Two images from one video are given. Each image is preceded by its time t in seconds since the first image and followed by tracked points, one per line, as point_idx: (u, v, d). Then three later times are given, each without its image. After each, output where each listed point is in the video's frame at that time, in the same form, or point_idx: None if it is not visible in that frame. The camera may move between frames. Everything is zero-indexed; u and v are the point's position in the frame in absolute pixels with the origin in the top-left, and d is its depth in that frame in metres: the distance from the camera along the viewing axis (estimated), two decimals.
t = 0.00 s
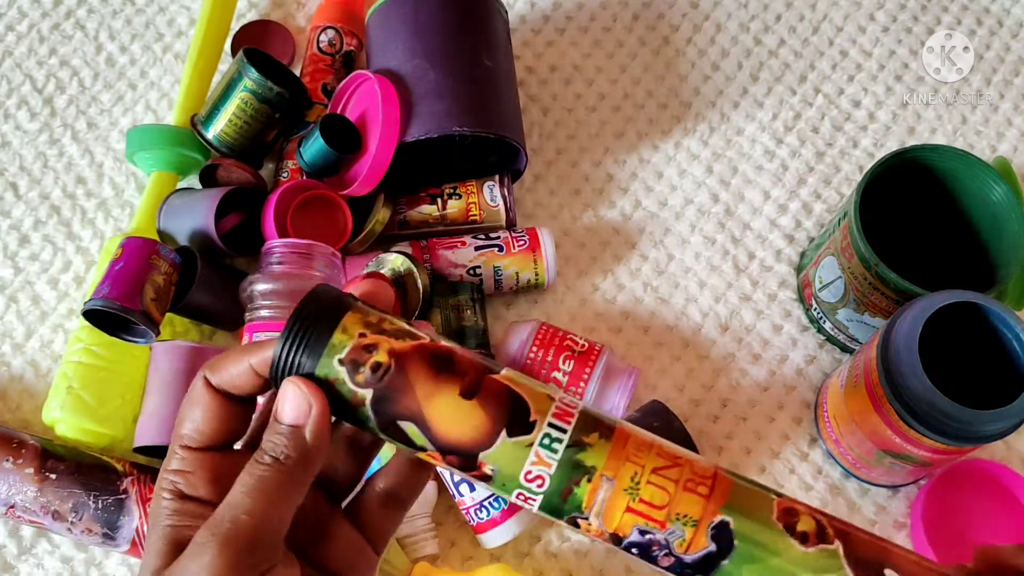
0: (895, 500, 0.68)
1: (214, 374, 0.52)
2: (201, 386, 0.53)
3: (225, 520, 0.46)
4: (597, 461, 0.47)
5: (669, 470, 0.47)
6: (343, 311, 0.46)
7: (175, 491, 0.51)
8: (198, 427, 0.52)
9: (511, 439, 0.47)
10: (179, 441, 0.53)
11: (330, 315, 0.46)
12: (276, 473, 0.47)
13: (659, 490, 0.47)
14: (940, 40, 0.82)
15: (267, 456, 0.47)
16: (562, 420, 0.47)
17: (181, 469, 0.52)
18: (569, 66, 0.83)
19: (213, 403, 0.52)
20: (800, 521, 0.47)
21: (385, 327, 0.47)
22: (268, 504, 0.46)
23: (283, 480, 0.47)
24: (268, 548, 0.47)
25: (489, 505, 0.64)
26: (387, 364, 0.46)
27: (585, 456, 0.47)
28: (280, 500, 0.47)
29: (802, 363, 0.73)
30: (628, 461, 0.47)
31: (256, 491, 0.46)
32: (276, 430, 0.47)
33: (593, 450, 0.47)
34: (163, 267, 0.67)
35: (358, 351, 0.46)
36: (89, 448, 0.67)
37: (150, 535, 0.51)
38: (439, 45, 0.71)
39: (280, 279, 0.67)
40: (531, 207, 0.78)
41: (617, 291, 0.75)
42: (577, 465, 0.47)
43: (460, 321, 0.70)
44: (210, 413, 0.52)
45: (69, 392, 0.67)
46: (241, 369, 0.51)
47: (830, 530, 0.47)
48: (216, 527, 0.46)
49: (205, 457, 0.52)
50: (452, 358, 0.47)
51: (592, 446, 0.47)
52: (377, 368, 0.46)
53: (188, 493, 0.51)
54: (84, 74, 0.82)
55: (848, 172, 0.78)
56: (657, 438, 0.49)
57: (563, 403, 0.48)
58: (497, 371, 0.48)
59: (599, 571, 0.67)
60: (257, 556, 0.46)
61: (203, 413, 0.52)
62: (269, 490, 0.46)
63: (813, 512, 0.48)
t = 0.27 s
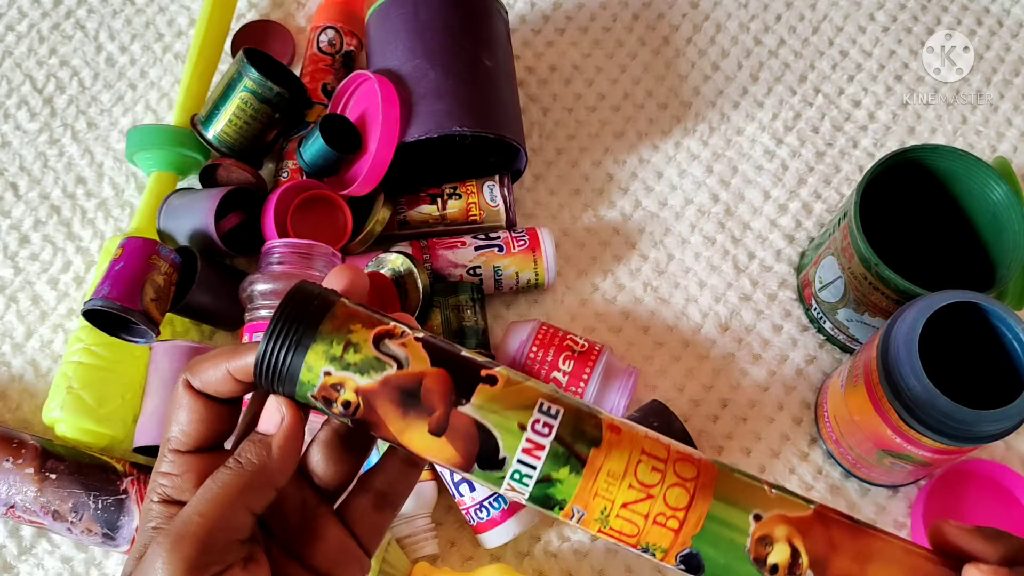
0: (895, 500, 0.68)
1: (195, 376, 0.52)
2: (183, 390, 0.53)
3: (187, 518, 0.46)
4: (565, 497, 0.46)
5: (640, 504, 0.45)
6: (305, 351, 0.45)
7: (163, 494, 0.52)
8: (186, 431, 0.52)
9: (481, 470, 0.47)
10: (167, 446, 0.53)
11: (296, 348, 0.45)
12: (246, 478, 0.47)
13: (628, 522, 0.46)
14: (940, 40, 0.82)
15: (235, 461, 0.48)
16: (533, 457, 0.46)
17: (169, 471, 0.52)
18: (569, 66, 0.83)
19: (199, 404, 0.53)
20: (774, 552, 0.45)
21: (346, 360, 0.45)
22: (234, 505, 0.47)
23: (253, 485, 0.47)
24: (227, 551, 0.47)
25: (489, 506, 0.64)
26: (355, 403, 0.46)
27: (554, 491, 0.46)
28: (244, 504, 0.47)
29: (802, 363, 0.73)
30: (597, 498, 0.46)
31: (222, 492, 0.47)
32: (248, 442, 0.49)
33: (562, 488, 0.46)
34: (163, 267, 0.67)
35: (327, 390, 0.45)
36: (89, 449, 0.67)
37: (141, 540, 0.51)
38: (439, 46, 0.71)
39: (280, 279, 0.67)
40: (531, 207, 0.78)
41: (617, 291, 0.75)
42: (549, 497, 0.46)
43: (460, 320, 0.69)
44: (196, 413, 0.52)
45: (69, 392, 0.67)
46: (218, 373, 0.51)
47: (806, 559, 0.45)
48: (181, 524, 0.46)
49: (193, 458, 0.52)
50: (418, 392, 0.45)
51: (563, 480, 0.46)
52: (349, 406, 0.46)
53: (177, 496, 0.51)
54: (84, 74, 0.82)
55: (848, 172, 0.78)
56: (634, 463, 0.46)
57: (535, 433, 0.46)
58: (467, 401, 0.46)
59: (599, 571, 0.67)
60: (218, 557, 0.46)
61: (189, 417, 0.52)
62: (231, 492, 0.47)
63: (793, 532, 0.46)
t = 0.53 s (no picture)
0: (896, 500, 0.68)
1: (199, 371, 0.53)
2: (185, 385, 0.53)
3: (194, 511, 0.46)
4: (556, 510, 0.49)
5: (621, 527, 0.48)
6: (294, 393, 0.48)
7: (158, 487, 0.51)
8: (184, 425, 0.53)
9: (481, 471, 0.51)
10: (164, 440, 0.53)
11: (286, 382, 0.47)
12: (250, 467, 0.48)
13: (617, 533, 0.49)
14: (940, 40, 0.82)
15: (237, 451, 0.49)
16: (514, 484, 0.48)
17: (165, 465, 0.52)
18: (569, 66, 0.83)
19: (198, 399, 0.53)
20: None
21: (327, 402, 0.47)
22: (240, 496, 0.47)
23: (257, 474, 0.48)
24: (235, 542, 0.47)
25: (489, 505, 0.64)
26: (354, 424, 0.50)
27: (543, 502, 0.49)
28: (250, 493, 0.48)
29: (802, 363, 0.73)
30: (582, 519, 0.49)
31: (227, 483, 0.47)
32: (246, 428, 0.49)
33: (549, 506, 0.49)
34: (163, 267, 0.67)
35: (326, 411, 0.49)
36: (89, 448, 0.67)
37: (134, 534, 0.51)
38: (439, 46, 0.71)
39: (280, 279, 0.67)
40: (531, 207, 0.78)
41: (617, 291, 0.75)
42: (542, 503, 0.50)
43: (460, 320, 0.69)
44: (196, 407, 0.53)
45: (69, 392, 0.67)
46: (223, 367, 0.52)
47: None
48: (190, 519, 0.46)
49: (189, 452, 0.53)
50: (399, 430, 0.48)
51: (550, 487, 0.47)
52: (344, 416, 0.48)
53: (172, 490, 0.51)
54: (84, 74, 0.82)
55: (848, 172, 0.78)
56: (609, 501, 0.47)
57: (512, 471, 0.47)
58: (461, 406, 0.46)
59: (599, 571, 0.67)
60: (223, 546, 0.46)
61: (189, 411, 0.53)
62: (238, 481, 0.47)
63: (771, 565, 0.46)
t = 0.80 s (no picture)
0: (896, 499, 0.68)
1: (196, 371, 0.52)
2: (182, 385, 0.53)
3: (191, 509, 0.46)
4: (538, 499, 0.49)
5: (604, 514, 0.47)
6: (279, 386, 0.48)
7: (154, 485, 0.52)
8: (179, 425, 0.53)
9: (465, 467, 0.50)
10: (160, 440, 0.53)
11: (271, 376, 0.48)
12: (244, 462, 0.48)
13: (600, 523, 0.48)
14: (940, 40, 0.82)
15: (229, 446, 0.48)
16: (496, 473, 0.48)
17: (161, 465, 0.53)
18: (568, 66, 0.83)
19: (194, 399, 0.53)
20: (739, 560, 0.46)
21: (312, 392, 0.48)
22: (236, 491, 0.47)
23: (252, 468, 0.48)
24: (231, 536, 0.48)
25: (489, 505, 0.64)
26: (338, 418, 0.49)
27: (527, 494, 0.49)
28: (246, 488, 0.48)
29: (802, 363, 0.73)
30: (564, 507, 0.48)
31: (223, 481, 0.47)
32: (237, 420, 0.48)
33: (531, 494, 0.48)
34: (163, 267, 0.67)
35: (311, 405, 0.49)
36: (90, 448, 0.67)
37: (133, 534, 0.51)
38: (439, 46, 0.71)
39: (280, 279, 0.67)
40: (531, 207, 0.78)
41: (617, 291, 0.75)
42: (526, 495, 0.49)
43: (460, 320, 0.69)
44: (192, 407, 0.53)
45: (69, 392, 0.67)
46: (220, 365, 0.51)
47: (772, 569, 0.45)
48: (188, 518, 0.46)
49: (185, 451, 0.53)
50: (383, 418, 0.47)
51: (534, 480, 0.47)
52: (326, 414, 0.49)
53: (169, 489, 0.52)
54: (84, 73, 0.82)
55: (848, 172, 0.78)
56: (593, 482, 0.46)
57: (495, 456, 0.47)
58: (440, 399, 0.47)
59: (599, 571, 0.67)
60: (219, 543, 0.47)
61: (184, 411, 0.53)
62: (233, 479, 0.47)
63: (759, 544, 0.45)
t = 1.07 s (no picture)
0: (895, 499, 0.68)
1: (166, 372, 0.52)
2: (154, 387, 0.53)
3: (174, 514, 0.46)
4: (525, 469, 0.47)
5: (599, 475, 0.47)
6: (257, 342, 0.46)
7: (125, 486, 0.52)
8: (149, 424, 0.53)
9: (440, 449, 0.48)
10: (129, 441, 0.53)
11: (250, 333, 0.46)
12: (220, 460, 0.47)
13: (590, 493, 0.47)
14: (940, 40, 0.82)
15: (203, 444, 0.47)
16: (488, 433, 0.47)
17: (133, 465, 0.52)
18: (569, 66, 0.83)
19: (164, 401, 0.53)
20: (741, 515, 0.46)
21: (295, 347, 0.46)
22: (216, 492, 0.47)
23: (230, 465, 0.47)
24: (218, 531, 0.48)
25: (489, 505, 0.64)
26: (310, 388, 0.47)
27: (512, 466, 0.47)
28: (226, 486, 0.47)
29: (802, 363, 0.73)
30: (556, 471, 0.47)
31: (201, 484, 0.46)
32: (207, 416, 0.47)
33: (520, 461, 0.47)
34: (163, 267, 0.67)
35: (280, 375, 0.47)
36: (90, 448, 0.67)
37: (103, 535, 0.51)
38: (439, 46, 0.71)
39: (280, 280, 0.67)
40: (531, 207, 0.78)
41: (617, 291, 0.75)
42: (509, 472, 0.48)
43: (460, 321, 0.69)
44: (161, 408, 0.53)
45: (69, 392, 0.67)
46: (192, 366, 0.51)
47: (773, 523, 0.46)
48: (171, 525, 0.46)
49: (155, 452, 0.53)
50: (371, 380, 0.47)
51: (518, 456, 0.47)
52: (303, 392, 0.47)
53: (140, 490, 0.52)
54: (84, 73, 0.82)
55: (848, 172, 0.78)
56: (591, 434, 0.47)
57: (489, 410, 0.47)
58: (420, 379, 0.47)
59: (599, 571, 0.67)
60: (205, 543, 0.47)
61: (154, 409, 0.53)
62: (213, 479, 0.46)
63: (758, 495, 0.46)
